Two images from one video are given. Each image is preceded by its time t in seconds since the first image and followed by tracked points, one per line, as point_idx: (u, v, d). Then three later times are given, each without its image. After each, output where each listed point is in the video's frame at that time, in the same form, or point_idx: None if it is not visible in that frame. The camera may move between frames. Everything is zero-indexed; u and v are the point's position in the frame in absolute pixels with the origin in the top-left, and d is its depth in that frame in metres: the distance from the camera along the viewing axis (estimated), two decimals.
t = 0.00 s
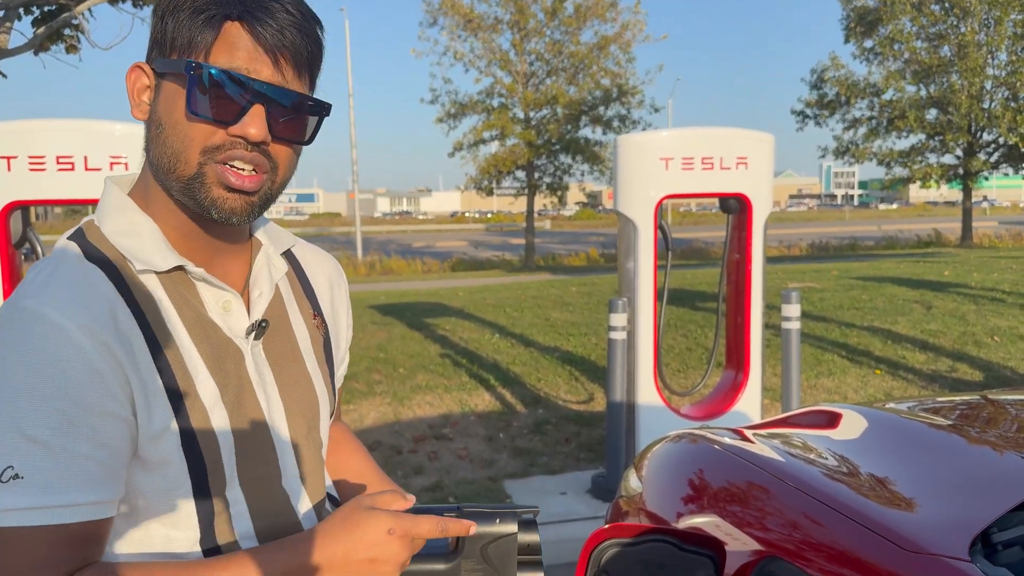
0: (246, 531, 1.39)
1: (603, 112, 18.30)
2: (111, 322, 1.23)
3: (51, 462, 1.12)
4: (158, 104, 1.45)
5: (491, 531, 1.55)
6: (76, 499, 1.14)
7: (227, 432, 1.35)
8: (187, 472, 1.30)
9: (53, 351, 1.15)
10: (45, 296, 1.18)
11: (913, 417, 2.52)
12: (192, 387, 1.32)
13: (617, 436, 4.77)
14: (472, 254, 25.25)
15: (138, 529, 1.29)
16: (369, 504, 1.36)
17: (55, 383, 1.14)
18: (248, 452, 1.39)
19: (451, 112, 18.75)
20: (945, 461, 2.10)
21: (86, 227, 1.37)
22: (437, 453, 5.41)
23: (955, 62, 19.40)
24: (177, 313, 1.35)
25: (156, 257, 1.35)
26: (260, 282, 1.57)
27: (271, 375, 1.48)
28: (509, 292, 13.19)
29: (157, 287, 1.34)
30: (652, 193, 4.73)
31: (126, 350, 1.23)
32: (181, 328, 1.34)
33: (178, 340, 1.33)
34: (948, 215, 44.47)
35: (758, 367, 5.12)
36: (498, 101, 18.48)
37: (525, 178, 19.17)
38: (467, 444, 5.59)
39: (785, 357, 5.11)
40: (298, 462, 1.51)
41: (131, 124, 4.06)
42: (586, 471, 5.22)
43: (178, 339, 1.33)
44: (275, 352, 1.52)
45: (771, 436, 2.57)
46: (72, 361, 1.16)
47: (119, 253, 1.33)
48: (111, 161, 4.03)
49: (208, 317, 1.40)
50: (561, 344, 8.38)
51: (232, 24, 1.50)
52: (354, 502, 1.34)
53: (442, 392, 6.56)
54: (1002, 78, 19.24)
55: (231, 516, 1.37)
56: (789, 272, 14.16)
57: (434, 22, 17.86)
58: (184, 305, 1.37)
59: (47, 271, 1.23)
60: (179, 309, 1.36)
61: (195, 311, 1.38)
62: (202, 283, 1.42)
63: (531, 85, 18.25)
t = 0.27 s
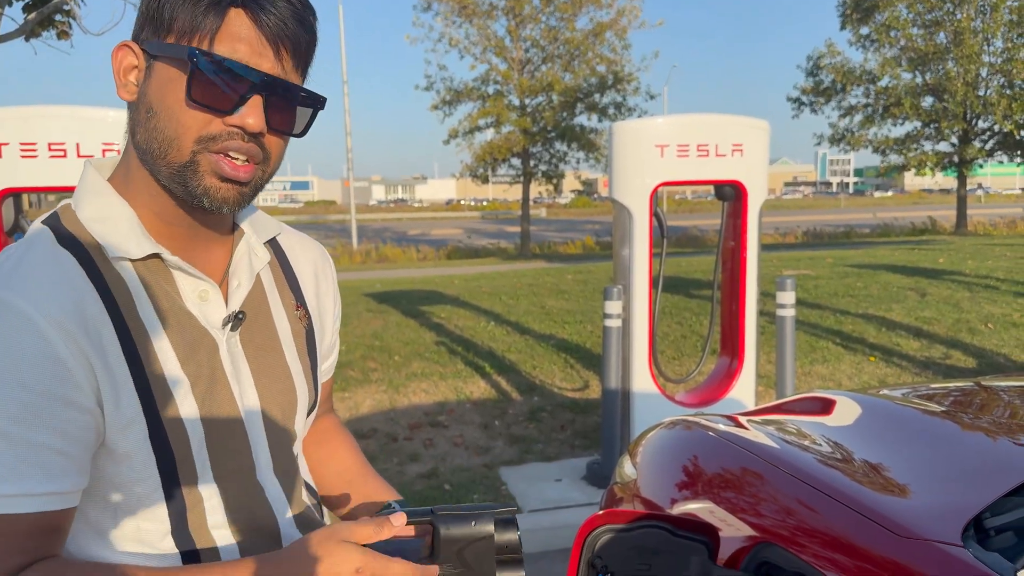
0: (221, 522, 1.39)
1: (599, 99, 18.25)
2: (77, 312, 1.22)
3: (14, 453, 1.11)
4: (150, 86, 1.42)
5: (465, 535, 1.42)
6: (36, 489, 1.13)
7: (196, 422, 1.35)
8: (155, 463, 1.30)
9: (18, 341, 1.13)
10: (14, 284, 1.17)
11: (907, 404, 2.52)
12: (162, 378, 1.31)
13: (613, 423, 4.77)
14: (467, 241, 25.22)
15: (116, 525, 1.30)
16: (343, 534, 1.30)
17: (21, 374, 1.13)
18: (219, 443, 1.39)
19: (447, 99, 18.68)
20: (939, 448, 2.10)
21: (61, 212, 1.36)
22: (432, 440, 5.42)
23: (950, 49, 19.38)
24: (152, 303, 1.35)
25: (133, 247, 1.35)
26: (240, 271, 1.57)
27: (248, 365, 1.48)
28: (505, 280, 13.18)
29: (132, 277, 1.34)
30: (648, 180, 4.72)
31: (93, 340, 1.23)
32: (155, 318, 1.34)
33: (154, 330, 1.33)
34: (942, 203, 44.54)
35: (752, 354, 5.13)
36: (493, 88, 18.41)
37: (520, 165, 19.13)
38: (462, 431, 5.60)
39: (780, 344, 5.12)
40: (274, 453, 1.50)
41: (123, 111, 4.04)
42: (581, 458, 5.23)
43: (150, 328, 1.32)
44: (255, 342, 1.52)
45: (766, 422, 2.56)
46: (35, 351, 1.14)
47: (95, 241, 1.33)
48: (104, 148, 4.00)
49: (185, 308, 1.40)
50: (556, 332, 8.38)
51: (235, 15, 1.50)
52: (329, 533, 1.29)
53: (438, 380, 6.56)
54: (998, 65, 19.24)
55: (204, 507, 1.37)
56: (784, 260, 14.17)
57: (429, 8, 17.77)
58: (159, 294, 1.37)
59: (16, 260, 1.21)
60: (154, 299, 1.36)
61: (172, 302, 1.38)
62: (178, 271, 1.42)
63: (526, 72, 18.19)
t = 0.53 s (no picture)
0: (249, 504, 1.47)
1: (589, 79, 18.16)
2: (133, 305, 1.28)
3: (80, 447, 1.20)
4: (260, 103, 1.41)
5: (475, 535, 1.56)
6: (95, 482, 1.21)
7: (232, 403, 1.41)
8: (198, 444, 1.37)
9: (81, 343, 1.20)
10: (70, 284, 1.22)
11: (893, 382, 2.54)
12: (202, 358, 1.37)
13: (602, 402, 4.79)
14: (457, 222, 25.12)
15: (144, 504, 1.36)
16: (393, 514, 1.46)
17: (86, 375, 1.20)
18: (249, 425, 1.46)
19: (436, 78, 18.54)
20: (924, 427, 2.12)
21: (90, 197, 1.38)
22: (423, 420, 5.43)
23: (940, 28, 19.37)
24: (189, 289, 1.39)
25: (170, 232, 1.38)
26: (258, 257, 1.60)
27: (265, 349, 1.53)
28: (495, 261, 13.15)
29: (169, 263, 1.38)
30: (638, 159, 4.71)
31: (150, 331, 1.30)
32: (192, 305, 1.39)
33: (191, 314, 1.37)
34: (931, 183, 44.73)
35: (741, 334, 5.15)
36: (483, 67, 18.28)
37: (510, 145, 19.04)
38: (452, 411, 5.61)
39: (768, 323, 5.14)
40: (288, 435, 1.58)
41: (108, 90, 3.99)
42: (570, 437, 5.27)
43: (189, 315, 1.37)
44: (267, 324, 1.56)
45: (754, 401, 2.59)
46: (102, 349, 1.22)
47: (130, 226, 1.36)
48: (89, 128, 3.96)
49: (217, 295, 1.44)
50: (546, 313, 8.38)
51: (353, 58, 1.56)
52: (377, 509, 1.44)
53: (428, 361, 6.57)
54: (987, 45, 19.25)
55: (233, 489, 1.44)
56: (773, 240, 14.19)
57: None
58: (193, 280, 1.41)
59: (65, 253, 1.25)
60: (190, 286, 1.40)
61: (202, 287, 1.42)
62: (208, 257, 1.45)
63: (516, 51, 18.06)
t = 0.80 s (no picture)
0: (337, 462, 1.53)
1: (574, 53, 18.06)
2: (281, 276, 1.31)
3: (261, 409, 1.24)
4: (336, 98, 1.40)
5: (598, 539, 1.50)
6: (275, 441, 1.26)
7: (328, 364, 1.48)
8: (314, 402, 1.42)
9: (248, 314, 1.22)
10: (225, 259, 1.24)
11: (874, 355, 2.56)
12: (314, 319, 1.43)
13: (587, 377, 4.81)
14: (442, 199, 25.03)
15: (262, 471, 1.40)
16: (520, 514, 1.38)
17: (261, 343, 1.23)
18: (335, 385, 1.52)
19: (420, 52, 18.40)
20: (904, 399, 2.14)
21: (204, 178, 1.38)
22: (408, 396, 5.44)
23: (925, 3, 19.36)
24: (298, 259, 1.45)
25: (285, 211, 1.43)
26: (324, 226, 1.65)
27: (340, 311, 1.58)
28: (481, 237, 13.13)
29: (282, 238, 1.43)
30: (622, 134, 4.69)
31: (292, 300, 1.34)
32: (301, 275, 1.44)
33: (303, 283, 1.43)
34: (914, 160, 44.91)
35: (725, 309, 5.18)
36: (468, 41, 18.14)
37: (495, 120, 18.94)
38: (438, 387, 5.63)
39: (751, 298, 5.17)
40: (367, 397, 1.64)
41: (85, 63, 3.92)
42: (555, 412, 5.29)
43: (300, 283, 1.42)
44: (341, 292, 1.61)
45: (736, 374, 2.60)
46: (271, 320, 1.25)
47: (247, 206, 1.39)
48: (65, 101, 3.90)
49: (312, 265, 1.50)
50: (532, 289, 8.39)
51: (428, 55, 1.53)
52: (509, 510, 1.37)
53: (413, 337, 6.57)
54: (972, 20, 19.27)
55: (322, 446, 1.50)
56: (758, 216, 14.23)
57: None
58: (298, 252, 1.47)
59: (211, 231, 1.27)
60: (295, 258, 1.45)
61: (301, 256, 1.47)
62: (303, 230, 1.49)
63: (501, 24, 17.91)
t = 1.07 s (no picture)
0: (411, 400, 1.51)
1: (558, 34, 17.95)
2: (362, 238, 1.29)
3: (335, 363, 1.21)
4: (398, 61, 1.37)
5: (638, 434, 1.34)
6: (344, 393, 1.23)
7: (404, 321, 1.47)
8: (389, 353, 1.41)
9: (332, 269, 1.21)
10: (314, 217, 1.24)
11: (854, 329, 2.56)
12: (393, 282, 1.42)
13: (569, 356, 4.82)
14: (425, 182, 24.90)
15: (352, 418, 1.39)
16: (561, 502, 1.29)
17: (337, 301, 1.21)
18: (410, 333, 1.50)
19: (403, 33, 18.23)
20: (880, 370, 2.14)
21: (296, 138, 1.39)
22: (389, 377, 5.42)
23: None
24: (374, 219, 1.45)
25: (365, 173, 1.42)
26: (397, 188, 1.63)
27: (413, 272, 1.56)
28: (464, 219, 13.09)
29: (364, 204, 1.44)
30: (603, 111, 4.67)
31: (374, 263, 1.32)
32: (383, 244, 1.44)
33: (383, 248, 1.42)
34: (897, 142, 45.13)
35: (705, 287, 5.21)
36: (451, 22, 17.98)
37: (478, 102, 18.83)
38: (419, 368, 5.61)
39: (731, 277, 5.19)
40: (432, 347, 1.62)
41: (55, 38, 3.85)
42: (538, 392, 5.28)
43: (383, 254, 1.41)
44: (408, 252, 1.60)
45: (717, 347, 2.59)
46: (352, 281, 1.23)
47: (335, 170, 1.40)
48: (34, 77, 3.82)
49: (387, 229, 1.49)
50: (514, 270, 8.37)
51: (487, 23, 1.48)
52: (550, 500, 1.29)
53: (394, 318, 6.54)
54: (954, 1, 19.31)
55: (399, 384, 1.47)
56: (740, 197, 14.25)
57: None
58: (374, 213, 1.46)
59: (302, 190, 1.27)
60: (378, 226, 1.45)
61: (381, 224, 1.47)
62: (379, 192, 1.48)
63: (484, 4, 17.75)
